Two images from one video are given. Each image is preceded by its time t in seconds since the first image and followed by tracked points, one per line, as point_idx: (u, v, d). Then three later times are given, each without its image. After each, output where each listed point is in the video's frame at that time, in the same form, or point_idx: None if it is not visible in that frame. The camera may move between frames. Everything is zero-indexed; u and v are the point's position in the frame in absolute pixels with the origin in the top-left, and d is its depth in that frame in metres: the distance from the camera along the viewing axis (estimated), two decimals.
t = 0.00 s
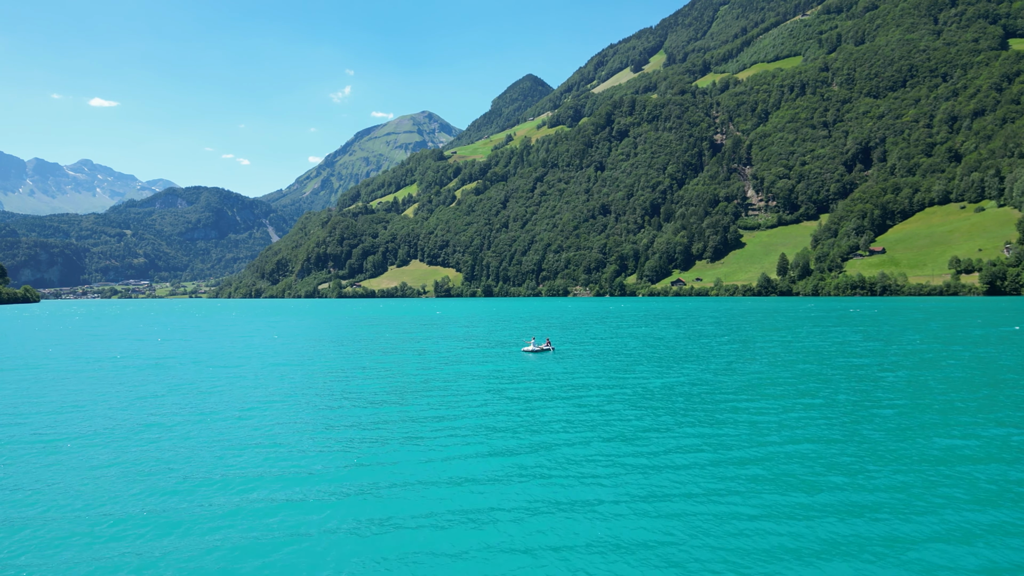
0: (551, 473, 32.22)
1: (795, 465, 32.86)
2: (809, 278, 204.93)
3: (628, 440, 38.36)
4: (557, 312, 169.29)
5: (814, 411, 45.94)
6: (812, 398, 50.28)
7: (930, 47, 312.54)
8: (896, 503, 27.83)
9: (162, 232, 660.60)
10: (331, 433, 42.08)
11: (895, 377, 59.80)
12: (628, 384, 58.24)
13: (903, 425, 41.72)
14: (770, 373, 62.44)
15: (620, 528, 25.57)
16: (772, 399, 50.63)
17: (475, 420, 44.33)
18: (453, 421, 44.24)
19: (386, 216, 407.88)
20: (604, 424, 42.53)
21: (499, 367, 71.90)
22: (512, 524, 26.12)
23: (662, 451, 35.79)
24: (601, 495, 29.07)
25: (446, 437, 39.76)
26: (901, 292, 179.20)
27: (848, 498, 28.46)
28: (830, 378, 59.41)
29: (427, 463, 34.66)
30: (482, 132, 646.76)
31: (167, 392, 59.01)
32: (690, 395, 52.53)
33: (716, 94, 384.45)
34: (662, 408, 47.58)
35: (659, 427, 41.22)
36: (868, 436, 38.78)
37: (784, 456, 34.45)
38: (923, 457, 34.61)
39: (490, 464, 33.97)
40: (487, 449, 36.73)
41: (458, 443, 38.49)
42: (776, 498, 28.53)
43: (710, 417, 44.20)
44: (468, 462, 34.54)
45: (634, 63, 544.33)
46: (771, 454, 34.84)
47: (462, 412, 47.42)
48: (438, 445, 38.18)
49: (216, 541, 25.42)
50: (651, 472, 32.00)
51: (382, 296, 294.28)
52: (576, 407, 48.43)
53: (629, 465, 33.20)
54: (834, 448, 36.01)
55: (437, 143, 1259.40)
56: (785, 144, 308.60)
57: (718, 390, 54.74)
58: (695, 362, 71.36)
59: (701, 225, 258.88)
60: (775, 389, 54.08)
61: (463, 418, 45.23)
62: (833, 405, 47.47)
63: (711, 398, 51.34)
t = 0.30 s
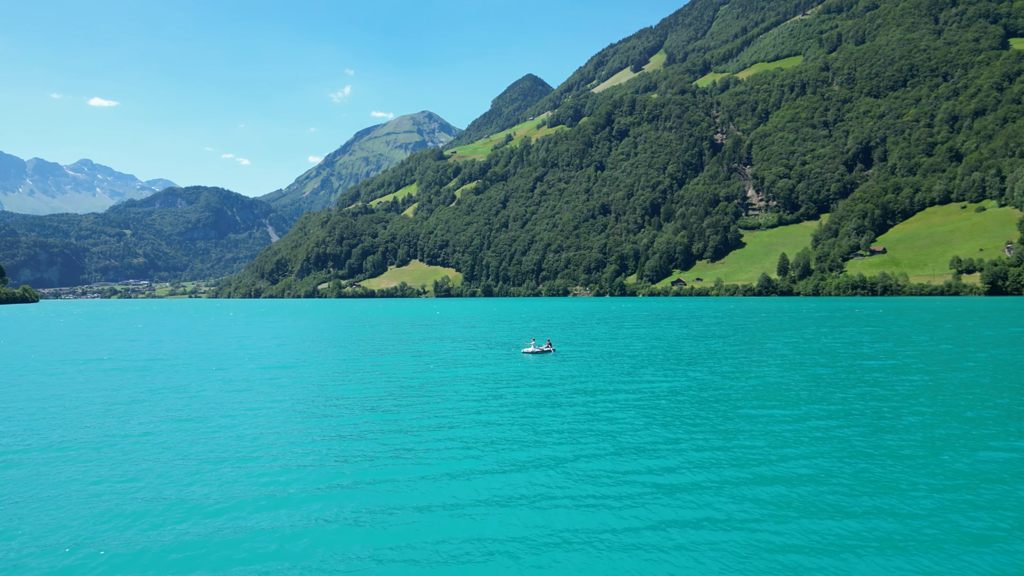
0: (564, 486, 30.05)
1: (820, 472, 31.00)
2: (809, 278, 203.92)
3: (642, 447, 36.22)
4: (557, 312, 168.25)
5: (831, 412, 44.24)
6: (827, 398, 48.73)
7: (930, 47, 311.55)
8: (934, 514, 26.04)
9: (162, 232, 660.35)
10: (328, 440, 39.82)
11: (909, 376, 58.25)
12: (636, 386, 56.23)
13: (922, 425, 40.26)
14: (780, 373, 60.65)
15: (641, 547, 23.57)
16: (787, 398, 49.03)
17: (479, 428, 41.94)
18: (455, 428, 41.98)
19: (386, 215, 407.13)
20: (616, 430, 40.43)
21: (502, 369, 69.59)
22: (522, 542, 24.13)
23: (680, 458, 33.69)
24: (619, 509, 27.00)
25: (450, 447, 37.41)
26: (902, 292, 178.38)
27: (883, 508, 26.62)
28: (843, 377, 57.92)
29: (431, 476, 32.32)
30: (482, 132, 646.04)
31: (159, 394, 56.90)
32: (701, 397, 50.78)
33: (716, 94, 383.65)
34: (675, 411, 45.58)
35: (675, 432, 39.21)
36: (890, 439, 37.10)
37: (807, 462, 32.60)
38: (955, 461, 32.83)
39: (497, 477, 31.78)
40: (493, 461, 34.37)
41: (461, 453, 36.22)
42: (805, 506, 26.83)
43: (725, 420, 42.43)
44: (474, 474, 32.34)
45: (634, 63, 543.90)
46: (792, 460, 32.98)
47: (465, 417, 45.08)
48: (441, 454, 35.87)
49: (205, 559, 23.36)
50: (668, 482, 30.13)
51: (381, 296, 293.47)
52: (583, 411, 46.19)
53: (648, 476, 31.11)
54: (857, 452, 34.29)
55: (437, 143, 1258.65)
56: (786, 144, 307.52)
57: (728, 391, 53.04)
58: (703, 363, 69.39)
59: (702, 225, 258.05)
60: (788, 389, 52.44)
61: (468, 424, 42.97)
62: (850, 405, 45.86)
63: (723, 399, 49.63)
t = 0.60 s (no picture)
0: (575, 494, 28.29)
1: (847, 480, 29.46)
2: (810, 277, 203.03)
3: (656, 450, 34.50)
4: (557, 312, 167.47)
5: (849, 415, 42.81)
6: (842, 400, 47.33)
7: (931, 47, 310.52)
8: (974, 526, 24.53)
9: (162, 232, 660.30)
10: (323, 443, 37.89)
11: (924, 377, 56.89)
12: (644, 387, 54.55)
13: (944, 429, 38.89)
14: (791, 374, 59.19)
15: (657, 556, 22.37)
16: (800, 400, 47.60)
17: (482, 431, 40.03)
18: (456, 431, 40.08)
19: (385, 215, 406.54)
20: (625, 432, 38.72)
21: (503, 370, 67.68)
22: (534, 549, 23.07)
23: (693, 461, 32.45)
24: (632, 515, 25.78)
25: (451, 451, 35.53)
26: (903, 292, 177.68)
27: (920, 520, 25.03)
28: (851, 377, 57.01)
29: (432, 481, 30.50)
30: (482, 132, 645.36)
31: (151, 395, 55.14)
32: (712, 398, 49.25)
33: (716, 93, 383.02)
34: (686, 412, 44.03)
35: (688, 436, 37.57)
36: (915, 444, 35.62)
37: (831, 470, 31.06)
38: (985, 467, 31.40)
39: (502, 483, 29.93)
40: (498, 465, 32.58)
41: (463, 457, 34.34)
42: (835, 517, 25.26)
43: (739, 422, 40.92)
44: (479, 480, 30.52)
45: (634, 62, 543.46)
46: (815, 466, 31.46)
47: (467, 420, 43.15)
48: (443, 459, 33.99)
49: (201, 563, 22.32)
50: (685, 490, 28.51)
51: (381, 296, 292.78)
52: (590, 413, 44.41)
53: (663, 484, 29.37)
54: (882, 458, 32.83)
55: (437, 143, 1257.01)
56: (786, 143, 306.68)
57: (740, 391, 51.56)
58: (710, 363, 67.80)
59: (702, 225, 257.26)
60: (801, 391, 51.01)
61: (468, 427, 41.07)
62: (866, 408, 44.50)
63: (734, 400, 48.17)
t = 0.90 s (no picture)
0: (578, 517, 26.67)
1: (869, 500, 28.19)
2: (811, 277, 202.12)
3: (663, 467, 32.87)
4: (557, 313, 166.80)
5: (857, 421, 42.37)
6: (855, 407, 46.24)
7: (932, 46, 309.35)
8: (989, 540, 24.28)
9: (161, 232, 659.64)
10: (311, 456, 36.07)
11: (928, 381, 56.61)
12: (648, 394, 52.89)
13: (957, 438, 38.25)
14: (800, 378, 58.00)
15: (670, 569, 22.03)
16: (812, 408, 46.34)
17: (476, 441, 38.26)
18: (450, 442, 38.18)
19: (385, 215, 405.74)
20: (631, 444, 37.16)
21: (502, 374, 65.82)
22: (547, 563, 22.63)
23: (702, 471, 32.12)
24: (644, 528, 25.40)
25: (444, 464, 33.76)
26: (903, 292, 176.80)
27: (951, 545, 23.93)
28: (855, 381, 56.65)
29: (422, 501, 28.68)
30: (481, 132, 644.33)
31: (140, 402, 53.48)
32: (722, 405, 47.85)
33: (716, 93, 382.08)
34: (692, 421, 42.70)
35: (698, 449, 36.19)
36: (936, 457, 34.48)
37: (856, 488, 29.69)
38: (1000, 480, 30.86)
39: (498, 503, 28.21)
40: (494, 483, 30.72)
41: (459, 471, 32.64)
42: (862, 541, 24.06)
43: (750, 432, 39.76)
44: (473, 499, 28.86)
45: (634, 62, 542.36)
46: (836, 484, 30.16)
47: (460, 429, 41.37)
48: (435, 474, 32.15)
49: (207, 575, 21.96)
50: (697, 511, 27.05)
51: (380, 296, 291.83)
52: (592, 423, 42.61)
53: (675, 504, 27.90)
54: (896, 470, 32.20)
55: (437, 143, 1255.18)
56: (787, 143, 305.78)
57: (747, 397, 50.35)
58: (715, 368, 66.49)
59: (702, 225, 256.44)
60: (811, 397, 49.84)
61: (463, 437, 39.26)
62: (880, 417, 43.41)
63: (744, 408, 46.84)
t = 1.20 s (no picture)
0: (588, 545, 23.83)
1: (898, 510, 26.40)
2: (812, 277, 201.32)
3: (676, 480, 30.41)
4: (557, 312, 166.00)
5: (864, 420, 41.63)
6: (870, 409, 44.27)
7: (932, 45, 308.43)
8: (1009, 544, 23.37)
9: (162, 232, 660.03)
10: (294, 471, 32.90)
11: (934, 380, 55.82)
12: (654, 397, 50.36)
13: (965, 438, 37.51)
14: (808, 378, 56.24)
15: None
16: (826, 410, 44.23)
17: (475, 454, 35.03)
18: (446, 455, 35.05)
19: (385, 215, 405.00)
20: (642, 455, 34.33)
21: (502, 376, 62.75)
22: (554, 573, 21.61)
23: (711, 474, 31.16)
24: (654, 535, 24.47)
25: (439, 482, 30.62)
26: (904, 292, 176.01)
27: (990, 564, 21.96)
28: (859, 380, 55.83)
29: (413, 528, 25.58)
30: (481, 131, 643.58)
31: (120, 405, 50.61)
32: (731, 408, 45.68)
33: (717, 92, 381.27)
34: (703, 426, 40.26)
35: (711, 459, 33.68)
36: (963, 465, 32.36)
37: (887, 502, 27.34)
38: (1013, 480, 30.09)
39: (498, 531, 25.20)
40: (494, 505, 27.61)
41: (455, 491, 29.54)
42: (894, 559, 22.28)
43: (763, 437, 37.58)
44: (474, 516, 26.61)
45: (634, 62, 541.52)
46: (865, 498, 27.77)
47: (457, 439, 38.21)
48: (428, 494, 29.03)
49: None
50: (719, 535, 24.31)
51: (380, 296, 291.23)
52: (599, 431, 39.70)
53: (693, 525, 25.24)
54: (908, 470, 31.42)
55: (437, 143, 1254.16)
56: (787, 142, 305.07)
57: (757, 400, 48.21)
58: (723, 369, 64.00)
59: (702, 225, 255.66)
60: (824, 399, 47.73)
61: (459, 450, 36.07)
62: (898, 420, 41.35)
63: (755, 411, 44.65)
